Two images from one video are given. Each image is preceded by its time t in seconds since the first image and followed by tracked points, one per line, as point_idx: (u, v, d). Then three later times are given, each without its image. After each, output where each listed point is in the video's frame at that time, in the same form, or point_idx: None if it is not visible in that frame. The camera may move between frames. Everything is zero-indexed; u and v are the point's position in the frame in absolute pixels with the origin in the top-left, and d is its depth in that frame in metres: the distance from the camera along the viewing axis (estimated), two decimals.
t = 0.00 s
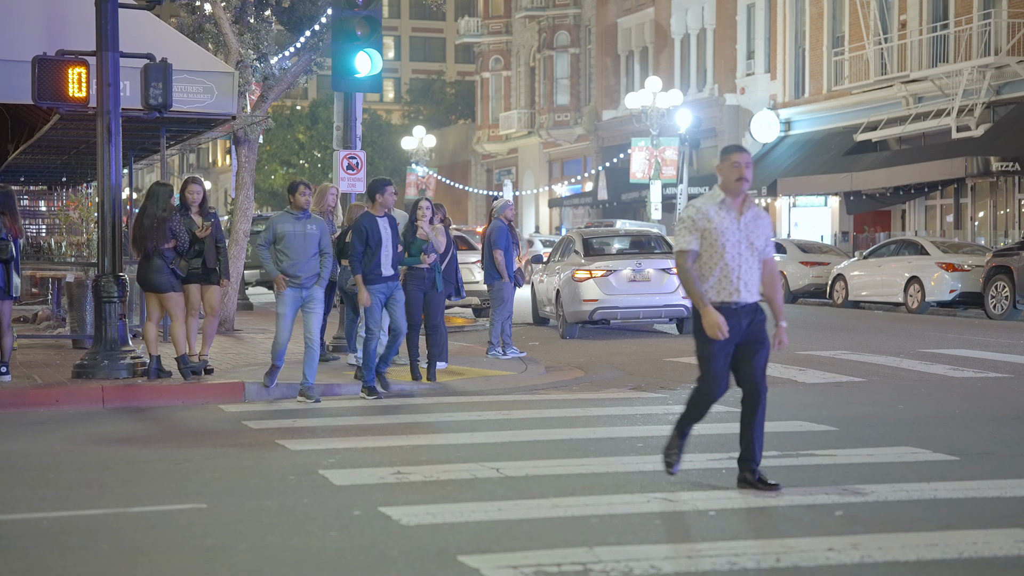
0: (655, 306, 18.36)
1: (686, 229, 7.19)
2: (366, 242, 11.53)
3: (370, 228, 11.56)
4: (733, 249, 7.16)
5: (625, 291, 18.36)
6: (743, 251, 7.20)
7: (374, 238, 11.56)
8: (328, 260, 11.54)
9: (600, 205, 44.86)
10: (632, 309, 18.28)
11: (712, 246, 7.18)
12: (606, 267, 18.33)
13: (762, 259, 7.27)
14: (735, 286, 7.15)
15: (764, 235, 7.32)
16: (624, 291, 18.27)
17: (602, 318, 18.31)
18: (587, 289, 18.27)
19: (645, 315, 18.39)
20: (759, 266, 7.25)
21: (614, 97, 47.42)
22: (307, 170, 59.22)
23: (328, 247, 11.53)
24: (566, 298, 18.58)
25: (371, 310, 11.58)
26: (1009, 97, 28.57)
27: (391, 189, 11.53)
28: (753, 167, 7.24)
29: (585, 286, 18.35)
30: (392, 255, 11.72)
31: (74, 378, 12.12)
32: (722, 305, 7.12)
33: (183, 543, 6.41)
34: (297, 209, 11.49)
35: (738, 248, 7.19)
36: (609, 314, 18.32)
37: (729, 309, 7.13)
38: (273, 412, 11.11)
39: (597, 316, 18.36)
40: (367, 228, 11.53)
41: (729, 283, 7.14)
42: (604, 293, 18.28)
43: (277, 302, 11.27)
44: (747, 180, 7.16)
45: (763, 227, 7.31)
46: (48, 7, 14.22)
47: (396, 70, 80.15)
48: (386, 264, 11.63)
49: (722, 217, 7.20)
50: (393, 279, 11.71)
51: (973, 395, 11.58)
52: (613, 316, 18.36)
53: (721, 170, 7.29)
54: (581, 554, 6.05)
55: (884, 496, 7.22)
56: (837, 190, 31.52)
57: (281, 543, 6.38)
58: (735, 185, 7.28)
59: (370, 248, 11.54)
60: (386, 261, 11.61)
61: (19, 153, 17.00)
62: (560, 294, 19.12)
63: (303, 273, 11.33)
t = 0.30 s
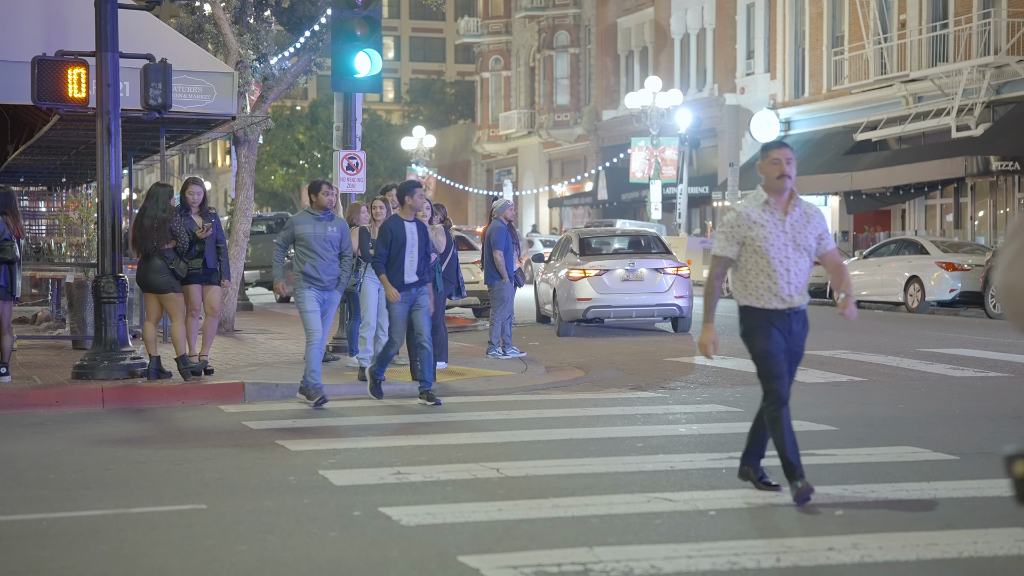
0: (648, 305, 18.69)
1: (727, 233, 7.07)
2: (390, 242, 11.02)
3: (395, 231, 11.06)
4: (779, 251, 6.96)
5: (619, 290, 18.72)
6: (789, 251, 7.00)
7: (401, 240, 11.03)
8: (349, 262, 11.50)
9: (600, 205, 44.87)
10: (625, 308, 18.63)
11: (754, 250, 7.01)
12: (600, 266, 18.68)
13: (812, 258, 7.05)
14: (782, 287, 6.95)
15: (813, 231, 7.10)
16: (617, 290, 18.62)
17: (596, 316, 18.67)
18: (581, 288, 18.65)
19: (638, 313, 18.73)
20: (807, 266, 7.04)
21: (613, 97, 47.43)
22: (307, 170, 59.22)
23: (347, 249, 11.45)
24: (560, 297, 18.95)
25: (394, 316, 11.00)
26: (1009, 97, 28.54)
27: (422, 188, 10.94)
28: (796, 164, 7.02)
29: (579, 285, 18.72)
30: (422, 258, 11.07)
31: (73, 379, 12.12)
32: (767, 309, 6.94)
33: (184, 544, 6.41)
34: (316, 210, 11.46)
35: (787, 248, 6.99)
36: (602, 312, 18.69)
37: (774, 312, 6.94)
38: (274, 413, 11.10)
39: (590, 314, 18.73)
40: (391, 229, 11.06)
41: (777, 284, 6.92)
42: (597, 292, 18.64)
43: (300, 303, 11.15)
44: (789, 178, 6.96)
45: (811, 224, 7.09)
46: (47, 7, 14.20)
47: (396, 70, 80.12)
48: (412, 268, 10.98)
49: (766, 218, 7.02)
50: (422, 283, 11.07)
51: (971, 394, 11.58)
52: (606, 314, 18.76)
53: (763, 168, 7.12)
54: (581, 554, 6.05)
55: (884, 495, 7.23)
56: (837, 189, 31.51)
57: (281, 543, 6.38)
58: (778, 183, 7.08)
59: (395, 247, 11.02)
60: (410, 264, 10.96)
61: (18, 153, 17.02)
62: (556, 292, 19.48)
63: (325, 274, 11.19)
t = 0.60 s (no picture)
0: (641, 303, 18.98)
1: (773, 222, 6.61)
2: (409, 239, 10.94)
3: (415, 227, 10.98)
4: (827, 241, 6.54)
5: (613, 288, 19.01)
6: (837, 241, 6.57)
7: (422, 239, 10.91)
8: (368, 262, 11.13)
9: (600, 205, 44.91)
10: (618, 306, 18.94)
11: (802, 239, 6.56)
12: (595, 264, 19.00)
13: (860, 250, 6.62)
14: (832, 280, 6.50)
15: (859, 223, 6.68)
16: (611, 289, 18.95)
17: (590, 314, 18.97)
18: (576, 287, 18.97)
19: (632, 312, 19.02)
20: (856, 258, 6.60)
21: (613, 97, 47.44)
22: (307, 170, 59.22)
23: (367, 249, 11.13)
24: (555, 295, 19.26)
25: (420, 312, 10.71)
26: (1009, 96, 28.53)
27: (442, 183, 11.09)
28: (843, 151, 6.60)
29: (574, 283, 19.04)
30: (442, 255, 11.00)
31: (73, 379, 12.12)
32: (816, 304, 6.50)
33: (183, 544, 6.41)
34: (338, 209, 11.16)
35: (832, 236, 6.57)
36: (597, 310, 18.99)
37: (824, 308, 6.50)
38: (274, 413, 11.10)
39: (585, 312, 19.04)
40: (412, 227, 10.96)
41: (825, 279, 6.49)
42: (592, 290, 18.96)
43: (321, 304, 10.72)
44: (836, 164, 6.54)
45: (857, 214, 6.68)
46: (47, 8, 14.18)
47: (396, 70, 80.08)
48: (436, 266, 10.88)
49: (812, 206, 6.60)
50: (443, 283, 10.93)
51: (971, 393, 11.59)
52: (600, 312, 19.05)
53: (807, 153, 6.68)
54: (582, 554, 6.04)
55: (884, 494, 7.22)
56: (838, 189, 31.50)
57: (282, 543, 6.38)
58: (823, 171, 6.66)
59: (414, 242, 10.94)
60: (433, 261, 10.86)
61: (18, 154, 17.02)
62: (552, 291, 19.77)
63: (348, 274, 10.80)
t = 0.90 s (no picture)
0: (633, 300, 19.45)
1: (840, 224, 6.38)
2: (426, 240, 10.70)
3: (430, 227, 10.73)
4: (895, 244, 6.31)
5: (605, 285, 19.46)
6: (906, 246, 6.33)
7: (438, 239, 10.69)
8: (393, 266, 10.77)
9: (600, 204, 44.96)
10: (611, 303, 19.41)
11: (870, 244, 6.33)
12: (589, 262, 19.44)
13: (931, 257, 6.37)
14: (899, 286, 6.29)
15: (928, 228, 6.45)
16: (604, 286, 19.41)
17: (584, 311, 19.47)
18: (571, 284, 19.45)
19: (623, 308, 19.49)
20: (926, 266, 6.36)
21: (613, 97, 47.46)
22: (307, 170, 59.25)
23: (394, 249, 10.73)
24: (550, 292, 19.74)
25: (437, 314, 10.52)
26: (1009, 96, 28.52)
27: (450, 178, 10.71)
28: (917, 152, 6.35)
29: (568, 280, 19.52)
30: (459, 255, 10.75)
31: (73, 379, 12.12)
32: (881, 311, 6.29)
33: (184, 544, 6.40)
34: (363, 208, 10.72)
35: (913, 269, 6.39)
36: (591, 307, 19.49)
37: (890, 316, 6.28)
38: (274, 413, 11.09)
39: (579, 309, 19.54)
40: (428, 224, 10.74)
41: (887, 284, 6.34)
42: (586, 288, 19.44)
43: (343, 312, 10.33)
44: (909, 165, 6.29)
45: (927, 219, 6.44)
46: (46, 8, 14.19)
47: (396, 70, 80.11)
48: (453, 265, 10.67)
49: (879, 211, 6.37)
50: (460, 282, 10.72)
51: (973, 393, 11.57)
52: (594, 308, 19.53)
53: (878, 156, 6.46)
54: (582, 554, 6.04)
55: (884, 494, 7.22)
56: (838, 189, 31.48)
57: (282, 543, 6.37)
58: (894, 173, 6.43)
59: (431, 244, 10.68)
60: (450, 261, 10.64)
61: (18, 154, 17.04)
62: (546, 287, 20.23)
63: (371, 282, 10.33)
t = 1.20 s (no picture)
0: (625, 297, 19.86)
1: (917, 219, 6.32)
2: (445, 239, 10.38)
3: (449, 226, 10.41)
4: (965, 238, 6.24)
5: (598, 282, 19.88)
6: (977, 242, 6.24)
7: (458, 238, 10.37)
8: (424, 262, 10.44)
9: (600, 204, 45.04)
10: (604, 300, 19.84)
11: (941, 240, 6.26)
12: (582, 260, 19.86)
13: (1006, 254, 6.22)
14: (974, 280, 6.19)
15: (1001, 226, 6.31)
16: (597, 283, 19.82)
17: (577, 307, 19.88)
18: (565, 281, 19.85)
19: (616, 304, 19.92)
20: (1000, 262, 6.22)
21: (613, 96, 47.47)
22: (308, 170, 59.26)
23: (421, 246, 10.46)
24: (545, 289, 20.11)
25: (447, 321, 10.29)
26: (1010, 94, 28.47)
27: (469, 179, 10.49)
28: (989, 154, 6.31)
29: (562, 277, 19.93)
30: (479, 255, 10.42)
31: (74, 380, 12.12)
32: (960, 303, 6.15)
33: (184, 544, 6.41)
34: (394, 206, 10.59)
35: None
36: (584, 304, 19.89)
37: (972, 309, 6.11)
38: (274, 413, 11.09)
39: (573, 305, 19.94)
40: (446, 223, 10.42)
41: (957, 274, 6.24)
42: (580, 285, 19.84)
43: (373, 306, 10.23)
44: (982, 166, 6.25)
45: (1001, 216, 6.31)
46: (47, 8, 14.19)
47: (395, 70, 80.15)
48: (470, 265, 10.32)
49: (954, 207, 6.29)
50: (480, 283, 10.40)
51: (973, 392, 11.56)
52: (587, 305, 19.97)
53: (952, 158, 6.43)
54: (582, 554, 6.04)
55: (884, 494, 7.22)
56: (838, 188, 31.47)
57: (281, 543, 6.38)
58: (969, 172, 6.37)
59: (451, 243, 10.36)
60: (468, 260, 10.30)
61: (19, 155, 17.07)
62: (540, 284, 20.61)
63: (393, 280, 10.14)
